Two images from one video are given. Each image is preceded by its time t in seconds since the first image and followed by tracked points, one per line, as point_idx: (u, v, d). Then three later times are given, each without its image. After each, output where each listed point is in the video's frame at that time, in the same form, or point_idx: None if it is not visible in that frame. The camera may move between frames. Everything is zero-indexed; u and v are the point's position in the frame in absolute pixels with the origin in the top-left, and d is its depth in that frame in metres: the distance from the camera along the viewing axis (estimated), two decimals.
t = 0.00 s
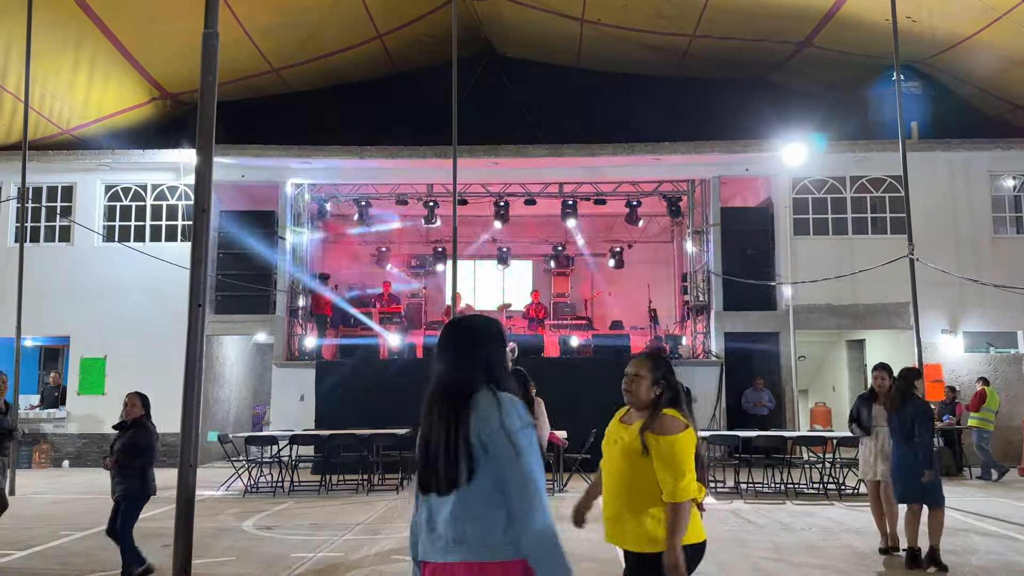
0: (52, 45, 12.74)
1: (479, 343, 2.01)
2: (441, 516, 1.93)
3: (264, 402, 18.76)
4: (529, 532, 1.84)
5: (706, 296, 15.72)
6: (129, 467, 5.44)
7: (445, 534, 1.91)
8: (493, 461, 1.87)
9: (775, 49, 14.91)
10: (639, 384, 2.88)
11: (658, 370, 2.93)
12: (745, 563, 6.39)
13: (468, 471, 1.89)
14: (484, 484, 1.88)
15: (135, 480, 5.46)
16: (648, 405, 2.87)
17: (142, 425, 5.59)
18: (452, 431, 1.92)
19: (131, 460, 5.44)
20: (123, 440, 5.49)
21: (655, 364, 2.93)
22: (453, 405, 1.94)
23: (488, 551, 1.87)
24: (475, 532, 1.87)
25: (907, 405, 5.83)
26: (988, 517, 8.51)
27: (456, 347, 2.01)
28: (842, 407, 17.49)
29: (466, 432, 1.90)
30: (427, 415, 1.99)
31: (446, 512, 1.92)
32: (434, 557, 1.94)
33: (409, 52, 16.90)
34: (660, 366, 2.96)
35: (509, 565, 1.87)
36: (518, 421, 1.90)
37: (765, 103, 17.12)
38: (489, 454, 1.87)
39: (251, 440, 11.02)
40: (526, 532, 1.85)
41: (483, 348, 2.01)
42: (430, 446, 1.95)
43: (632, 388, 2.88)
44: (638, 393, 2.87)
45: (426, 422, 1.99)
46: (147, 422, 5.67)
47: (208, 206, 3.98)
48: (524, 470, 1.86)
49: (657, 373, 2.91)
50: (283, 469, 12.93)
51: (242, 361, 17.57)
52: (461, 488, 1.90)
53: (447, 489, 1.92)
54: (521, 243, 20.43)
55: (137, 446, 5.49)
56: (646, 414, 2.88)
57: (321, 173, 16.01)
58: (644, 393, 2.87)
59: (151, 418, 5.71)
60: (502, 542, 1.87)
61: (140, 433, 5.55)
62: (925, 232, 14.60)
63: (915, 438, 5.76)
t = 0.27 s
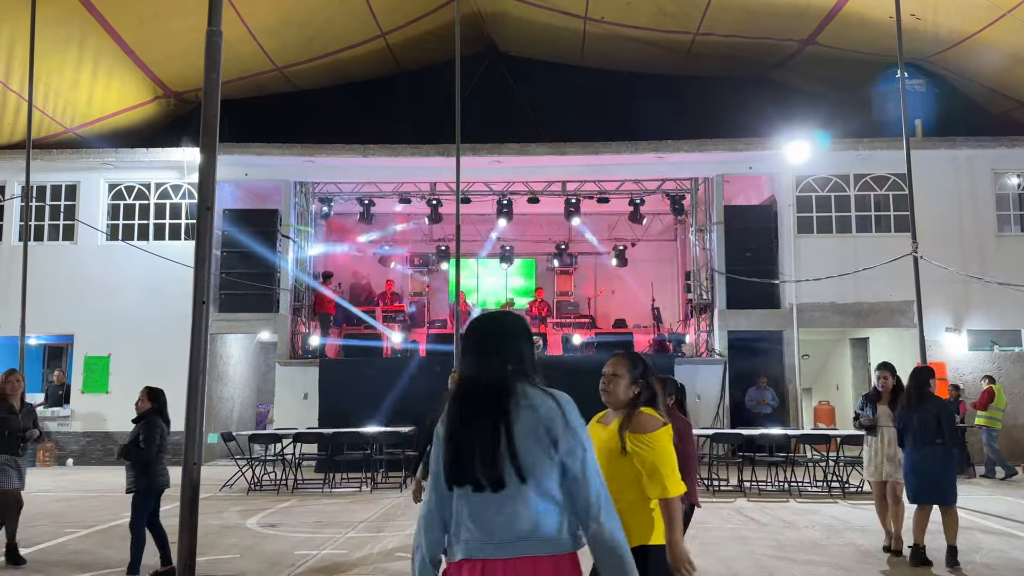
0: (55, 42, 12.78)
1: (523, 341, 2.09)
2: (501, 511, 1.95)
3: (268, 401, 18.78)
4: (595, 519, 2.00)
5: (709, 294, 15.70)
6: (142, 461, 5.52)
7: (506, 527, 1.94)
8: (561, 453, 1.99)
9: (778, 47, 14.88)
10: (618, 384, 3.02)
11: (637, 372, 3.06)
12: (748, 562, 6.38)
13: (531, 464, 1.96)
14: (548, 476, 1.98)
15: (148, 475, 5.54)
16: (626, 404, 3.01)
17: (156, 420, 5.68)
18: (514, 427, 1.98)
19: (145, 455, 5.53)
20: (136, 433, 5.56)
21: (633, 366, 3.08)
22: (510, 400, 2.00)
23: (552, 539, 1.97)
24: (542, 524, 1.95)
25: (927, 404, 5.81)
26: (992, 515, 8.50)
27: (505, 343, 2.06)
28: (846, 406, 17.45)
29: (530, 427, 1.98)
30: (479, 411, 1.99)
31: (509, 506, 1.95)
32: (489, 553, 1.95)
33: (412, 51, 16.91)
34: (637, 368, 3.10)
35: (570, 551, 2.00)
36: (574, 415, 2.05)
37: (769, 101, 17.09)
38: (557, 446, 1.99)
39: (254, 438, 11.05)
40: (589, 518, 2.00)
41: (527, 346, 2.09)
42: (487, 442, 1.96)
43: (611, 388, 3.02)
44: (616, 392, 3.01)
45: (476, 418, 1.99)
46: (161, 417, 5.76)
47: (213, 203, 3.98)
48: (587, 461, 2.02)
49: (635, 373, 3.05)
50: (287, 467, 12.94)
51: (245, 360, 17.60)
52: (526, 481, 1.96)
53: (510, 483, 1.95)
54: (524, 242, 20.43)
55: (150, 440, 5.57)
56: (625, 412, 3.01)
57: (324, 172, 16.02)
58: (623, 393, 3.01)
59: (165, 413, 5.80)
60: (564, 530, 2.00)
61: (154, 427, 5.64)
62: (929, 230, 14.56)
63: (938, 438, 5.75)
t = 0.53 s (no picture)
0: (60, 41, 12.81)
1: (563, 345, 2.14)
2: (537, 511, 1.98)
3: (272, 398, 18.82)
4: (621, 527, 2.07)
5: (713, 292, 15.68)
6: (154, 457, 5.56)
7: (541, 527, 1.97)
8: (597, 458, 2.07)
9: (783, 44, 14.85)
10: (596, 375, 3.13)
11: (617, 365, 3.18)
12: (753, 559, 6.38)
13: (569, 465, 2.03)
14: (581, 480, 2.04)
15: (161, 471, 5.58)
16: (604, 394, 3.14)
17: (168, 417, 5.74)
18: (553, 430, 2.04)
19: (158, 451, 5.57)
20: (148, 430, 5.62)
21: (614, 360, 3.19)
22: (551, 401, 2.07)
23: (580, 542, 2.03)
24: (575, 526, 2.00)
25: (946, 403, 5.83)
26: (997, 513, 8.49)
27: (547, 347, 2.09)
28: (850, 403, 17.43)
29: (569, 430, 2.05)
30: (521, 412, 2.03)
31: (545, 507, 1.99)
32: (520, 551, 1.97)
33: (416, 49, 16.91)
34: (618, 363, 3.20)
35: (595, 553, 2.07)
36: (608, 422, 2.13)
37: (773, 99, 17.05)
38: (593, 452, 2.06)
39: (259, 435, 11.08)
40: (614, 524, 2.07)
41: (567, 351, 2.15)
42: (528, 441, 2.00)
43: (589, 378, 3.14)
44: (595, 383, 3.13)
45: (517, 418, 2.02)
46: (174, 415, 5.83)
47: (219, 199, 3.98)
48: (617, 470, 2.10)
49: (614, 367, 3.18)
50: (291, 465, 12.97)
51: (250, 357, 17.65)
52: (563, 484, 2.01)
53: (548, 484, 1.99)
54: (528, 240, 20.44)
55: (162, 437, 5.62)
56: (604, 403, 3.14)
57: (328, 170, 16.04)
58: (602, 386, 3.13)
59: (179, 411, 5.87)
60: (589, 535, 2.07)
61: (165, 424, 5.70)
62: (934, 227, 14.52)
63: (958, 433, 5.79)
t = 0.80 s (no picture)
0: (65, 40, 12.86)
1: (606, 338, 2.10)
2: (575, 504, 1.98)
3: (277, 397, 18.84)
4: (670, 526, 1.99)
5: (717, 290, 15.67)
6: (161, 453, 5.58)
7: (583, 521, 1.97)
8: (639, 452, 2.01)
9: (787, 42, 14.83)
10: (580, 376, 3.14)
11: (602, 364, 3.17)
12: (758, 557, 6.38)
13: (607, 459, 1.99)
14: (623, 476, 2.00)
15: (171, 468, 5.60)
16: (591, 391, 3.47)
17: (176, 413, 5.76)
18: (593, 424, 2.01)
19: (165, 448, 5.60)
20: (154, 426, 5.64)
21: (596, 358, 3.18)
22: (590, 395, 2.04)
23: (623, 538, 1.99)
24: (619, 520, 1.97)
25: (958, 400, 5.88)
26: (1002, 511, 8.48)
27: (587, 341, 2.07)
28: (854, 401, 17.40)
29: (608, 425, 2.01)
30: (559, 406, 2.02)
31: (585, 501, 1.98)
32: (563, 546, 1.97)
33: (420, 47, 16.93)
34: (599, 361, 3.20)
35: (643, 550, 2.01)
36: (653, 416, 2.05)
37: (778, 97, 17.01)
38: (635, 448, 2.01)
39: (264, 433, 11.11)
40: (663, 522, 1.99)
41: (611, 343, 2.11)
42: (564, 435, 1.99)
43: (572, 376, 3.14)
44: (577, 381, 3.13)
45: (553, 412, 2.02)
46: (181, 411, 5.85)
47: (226, 198, 3.99)
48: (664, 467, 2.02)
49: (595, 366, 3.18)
50: (296, 463, 13.01)
51: (254, 355, 17.68)
52: (604, 479, 1.99)
53: (585, 479, 1.98)
54: (532, 238, 20.43)
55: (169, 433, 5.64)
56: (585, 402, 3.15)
57: (332, 169, 16.06)
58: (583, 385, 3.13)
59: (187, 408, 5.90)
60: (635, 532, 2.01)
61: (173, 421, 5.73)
62: (939, 225, 14.48)
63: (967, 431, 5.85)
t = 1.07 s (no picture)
0: (70, 39, 12.90)
1: (639, 359, 2.26)
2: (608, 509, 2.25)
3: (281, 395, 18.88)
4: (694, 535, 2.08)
5: (721, 288, 15.67)
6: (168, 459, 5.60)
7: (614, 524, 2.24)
8: (656, 469, 2.16)
9: (790, 40, 14.81)
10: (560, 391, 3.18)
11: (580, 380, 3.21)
12: (761, 554, 6.40)
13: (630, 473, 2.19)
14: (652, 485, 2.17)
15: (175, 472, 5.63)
16: (567, 404, 3.17)
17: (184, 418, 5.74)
18: (626, 436, 2.21)
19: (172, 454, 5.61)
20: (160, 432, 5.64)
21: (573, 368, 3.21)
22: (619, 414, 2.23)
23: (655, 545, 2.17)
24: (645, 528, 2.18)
25: (962, 402, 5.88)
26: (1006, 509, 8.47)
27: (619, 363, 2.27)
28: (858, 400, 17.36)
29: (632, 442, 2.19)
30: (600, 418, 2.25)
31: (615, 505, 2.23)
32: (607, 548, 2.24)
33: (424, 46, 16.94)
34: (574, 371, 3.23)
35: (677, 559, 2.15)
36: (675, 435, 2.17)
37: (782, 95, 16.99)
38: (657, 458, 2.16)
39: (269, 431, 11.15)
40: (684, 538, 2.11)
41: (644, 364, 2.26)
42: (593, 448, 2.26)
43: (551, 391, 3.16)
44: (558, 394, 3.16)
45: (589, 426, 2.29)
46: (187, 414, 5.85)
47: (232, 197, 3.99)
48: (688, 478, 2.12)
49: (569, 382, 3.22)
50: (300, 461, 13.05)
51: (258, 353, 17.72)
52: (634, 487, 2.19)
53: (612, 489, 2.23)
54: (535, 236, 20.43)
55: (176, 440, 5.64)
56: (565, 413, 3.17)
57: (336, 167, 16.08)
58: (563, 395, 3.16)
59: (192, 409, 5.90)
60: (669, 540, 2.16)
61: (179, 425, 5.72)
62: (944, 223, 14.44)
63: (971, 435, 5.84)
